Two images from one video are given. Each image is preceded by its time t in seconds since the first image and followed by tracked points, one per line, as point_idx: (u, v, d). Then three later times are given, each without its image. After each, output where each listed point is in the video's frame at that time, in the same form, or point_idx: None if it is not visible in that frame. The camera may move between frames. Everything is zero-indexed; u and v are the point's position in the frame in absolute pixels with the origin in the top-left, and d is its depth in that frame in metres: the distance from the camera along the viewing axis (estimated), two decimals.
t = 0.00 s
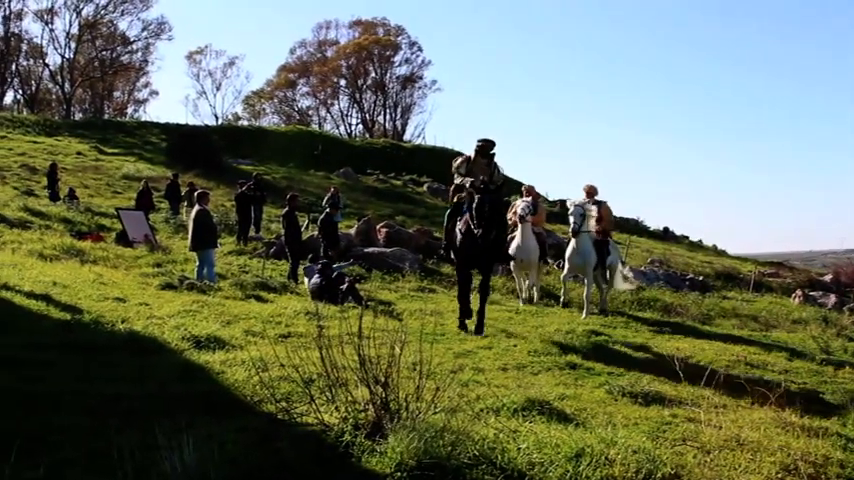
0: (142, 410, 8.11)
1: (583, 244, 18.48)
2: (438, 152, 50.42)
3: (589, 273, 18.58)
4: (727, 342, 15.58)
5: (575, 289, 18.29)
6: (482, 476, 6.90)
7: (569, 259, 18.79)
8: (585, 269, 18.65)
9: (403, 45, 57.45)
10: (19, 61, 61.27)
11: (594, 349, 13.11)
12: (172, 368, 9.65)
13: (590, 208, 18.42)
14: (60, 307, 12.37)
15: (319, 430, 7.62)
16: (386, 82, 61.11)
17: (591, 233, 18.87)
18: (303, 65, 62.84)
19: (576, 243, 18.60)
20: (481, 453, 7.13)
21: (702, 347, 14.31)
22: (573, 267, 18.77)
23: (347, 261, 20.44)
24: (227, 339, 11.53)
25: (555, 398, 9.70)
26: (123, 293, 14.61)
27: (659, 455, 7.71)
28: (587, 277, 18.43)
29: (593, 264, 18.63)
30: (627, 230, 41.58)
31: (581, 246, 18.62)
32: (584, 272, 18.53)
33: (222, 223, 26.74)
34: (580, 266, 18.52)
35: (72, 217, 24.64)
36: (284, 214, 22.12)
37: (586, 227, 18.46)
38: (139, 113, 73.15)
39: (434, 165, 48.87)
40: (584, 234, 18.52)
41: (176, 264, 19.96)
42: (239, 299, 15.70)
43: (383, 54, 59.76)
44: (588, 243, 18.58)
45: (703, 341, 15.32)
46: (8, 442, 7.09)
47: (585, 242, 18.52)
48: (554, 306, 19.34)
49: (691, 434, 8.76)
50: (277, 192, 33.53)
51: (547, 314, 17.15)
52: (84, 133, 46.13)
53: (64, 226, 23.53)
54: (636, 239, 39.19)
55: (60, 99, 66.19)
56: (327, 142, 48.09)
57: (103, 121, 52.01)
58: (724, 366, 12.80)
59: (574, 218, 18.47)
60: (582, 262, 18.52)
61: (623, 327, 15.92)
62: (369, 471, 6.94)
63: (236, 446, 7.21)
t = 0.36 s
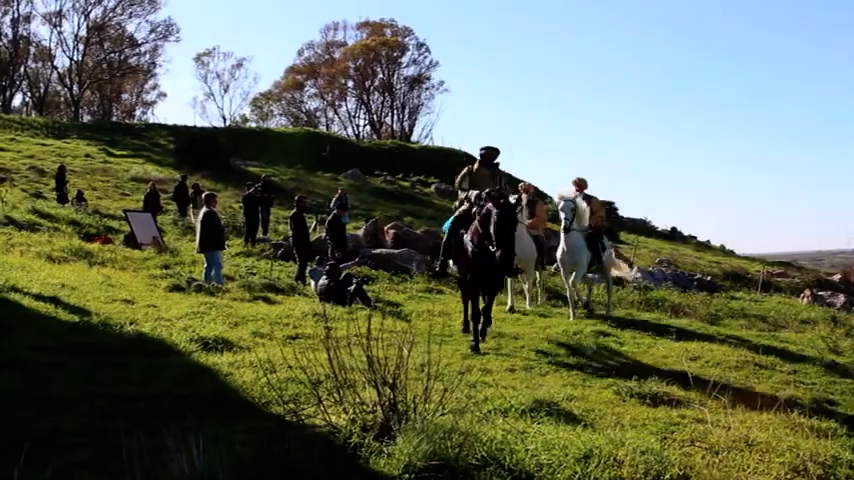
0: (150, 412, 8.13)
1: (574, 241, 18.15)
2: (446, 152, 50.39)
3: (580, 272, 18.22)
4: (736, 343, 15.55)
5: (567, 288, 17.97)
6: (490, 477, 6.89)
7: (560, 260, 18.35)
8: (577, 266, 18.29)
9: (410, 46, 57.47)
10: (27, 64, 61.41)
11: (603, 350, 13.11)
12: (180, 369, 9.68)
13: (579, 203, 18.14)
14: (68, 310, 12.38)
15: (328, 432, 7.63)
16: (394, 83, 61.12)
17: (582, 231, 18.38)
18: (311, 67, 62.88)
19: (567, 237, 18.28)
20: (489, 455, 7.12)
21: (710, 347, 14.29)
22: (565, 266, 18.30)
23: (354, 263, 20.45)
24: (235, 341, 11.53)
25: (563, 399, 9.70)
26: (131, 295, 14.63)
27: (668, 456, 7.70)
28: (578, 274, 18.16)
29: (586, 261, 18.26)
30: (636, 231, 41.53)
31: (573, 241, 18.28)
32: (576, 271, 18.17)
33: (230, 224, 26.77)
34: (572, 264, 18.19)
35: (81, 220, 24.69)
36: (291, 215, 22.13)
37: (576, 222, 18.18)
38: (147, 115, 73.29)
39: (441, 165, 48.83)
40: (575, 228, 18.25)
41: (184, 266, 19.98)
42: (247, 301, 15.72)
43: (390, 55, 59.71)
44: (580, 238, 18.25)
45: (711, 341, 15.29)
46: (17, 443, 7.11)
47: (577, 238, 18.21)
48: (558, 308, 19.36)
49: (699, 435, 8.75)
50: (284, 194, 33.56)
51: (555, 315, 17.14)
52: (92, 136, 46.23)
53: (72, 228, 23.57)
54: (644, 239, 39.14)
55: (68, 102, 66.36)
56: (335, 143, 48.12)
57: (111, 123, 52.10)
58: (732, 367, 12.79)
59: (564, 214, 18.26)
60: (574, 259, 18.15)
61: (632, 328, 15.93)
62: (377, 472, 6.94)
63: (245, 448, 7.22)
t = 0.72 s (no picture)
0: (150, 412, 8.12)
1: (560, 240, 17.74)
2: (445, 152, 50.39)
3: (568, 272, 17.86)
4: (735, 342, 15.54)
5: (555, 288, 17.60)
6: (489, 476, 6.88)
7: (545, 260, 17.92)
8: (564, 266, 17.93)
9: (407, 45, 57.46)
10: (24, 64, 61.38)
11: (601, 349, 13.10)
12: (179, 370, 9.68)
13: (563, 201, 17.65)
14: (66, 310, 12.38)
15: (327, 432, 7.62)
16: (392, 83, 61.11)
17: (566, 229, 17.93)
18: (309, 67, 62.87)
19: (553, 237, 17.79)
20: (488, 454, 7.11)
21: (709, 346, 14.28)
22: (550, 267, 17.83)
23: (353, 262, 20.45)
24: (234, 341, 11.54)
25: (562, 398, 9.70)
26: (129, 296, 14.63)
27: (668, 455, 7.71)
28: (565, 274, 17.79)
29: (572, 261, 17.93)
30: (635, 230, 41.52)
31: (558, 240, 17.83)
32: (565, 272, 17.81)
33: (228, 225, 26.75)
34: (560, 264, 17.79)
35: (79, 220, 24.67)
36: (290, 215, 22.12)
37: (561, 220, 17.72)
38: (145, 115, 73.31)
39: (440, 165, 48.83)
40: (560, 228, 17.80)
41: (182, 266, 19.96)
42: (245, 301, 15.72)
43: (388, 54, 59.70)
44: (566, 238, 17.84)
45: (710, 340, 15.29)
46: (17, 444, 7.11)
47: (562, 238, 17.78)
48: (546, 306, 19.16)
49: (698, 434, 8.75)
50: (282, 194, 33.56)
51: (554, 314, 17.13)
52: (90, 136, 46.21)
53: (70, 228, 23.57)
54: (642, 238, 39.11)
55: (66, 103, 66.36)
56: (332, 143, 48.11)
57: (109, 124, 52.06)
58: (731, 366, 12.79)
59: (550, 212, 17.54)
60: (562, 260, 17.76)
61: (631, 327, 15.93)
62: (377, 473, 6.94)
63: (244, 449, 7.22)
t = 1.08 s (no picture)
0: (150, 412, 8.12)
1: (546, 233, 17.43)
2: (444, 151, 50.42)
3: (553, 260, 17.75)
4: (734, 341, 15.53)
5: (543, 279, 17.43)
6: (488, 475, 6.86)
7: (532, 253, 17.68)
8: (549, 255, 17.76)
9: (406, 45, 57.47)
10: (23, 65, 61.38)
11: (601, 348, 13.09)
12: (178, 370, 9.68)
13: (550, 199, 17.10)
14: (66, 310, 12.38)
15: (327, 432, 7.62)
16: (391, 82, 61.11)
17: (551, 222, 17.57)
18: (307, 67, 62.87)
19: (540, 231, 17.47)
20: (487, 454, 7.10)
21: (708, 346, 14.28)
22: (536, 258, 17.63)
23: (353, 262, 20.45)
24: (233, 341, 11.54)
25: (562, 398, 9.70)
26: (128, 296, 14.62)
27: (668, 455, 7.70)
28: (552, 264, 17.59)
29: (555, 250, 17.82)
30: (634, 229, 41.53)
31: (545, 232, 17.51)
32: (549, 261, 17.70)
33: (227, 225, 26.74)
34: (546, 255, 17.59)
35: (77, 220, 24.66)
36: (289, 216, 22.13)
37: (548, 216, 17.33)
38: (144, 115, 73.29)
39: (439, 164, 48.85)
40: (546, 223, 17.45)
41: (182, 266, 19.96)
42: (245, 301, 15.71)
43: (387, 54, 59.73)
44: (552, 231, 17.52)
45: (709, 340, 15.29)
46: (16, 443, 7.11)
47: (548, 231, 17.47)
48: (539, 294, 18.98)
49: (698, 433, 8.74)
50: (281, 194, 33.56)
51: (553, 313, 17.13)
52: (89, 136, 46.20)
53: (69, 229, 23.57)
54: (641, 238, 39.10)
55: (65, 103, 66.35)
56: (331, 143, 48.11)
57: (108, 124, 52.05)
58: (730, 366, 12.78)
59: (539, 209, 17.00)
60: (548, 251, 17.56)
61: (631, 327, 15.92)
62: (376, 472, 6.93)
63: (244, 448, 7.22)
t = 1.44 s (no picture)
0: (149, 412, 8.13)
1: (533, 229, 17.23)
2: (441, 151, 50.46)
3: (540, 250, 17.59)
4: (732, 341, 15.55)
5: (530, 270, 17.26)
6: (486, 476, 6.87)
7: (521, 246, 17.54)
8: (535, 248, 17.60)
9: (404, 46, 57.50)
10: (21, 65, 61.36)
11: (598, 349, 13.09)
12: (176, 370, 9.68)
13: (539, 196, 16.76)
14: (64, 311, 12.38)
15: (325, 433, 7.62)
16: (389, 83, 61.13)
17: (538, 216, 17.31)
18: (305, 67, 62.87)
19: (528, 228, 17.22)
20: (486, 454, 7.11)
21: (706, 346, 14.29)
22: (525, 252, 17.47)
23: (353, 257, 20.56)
24: (232, 342, 11.54)
25: (560, 398, 9.71)
26: (126, 297, 14.63)
27: (666, 455, 7.70)
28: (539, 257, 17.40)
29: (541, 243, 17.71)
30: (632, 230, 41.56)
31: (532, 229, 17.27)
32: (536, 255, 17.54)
33: (225, 225, 26.74)
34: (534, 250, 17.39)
35: (75, 221, 24.65)
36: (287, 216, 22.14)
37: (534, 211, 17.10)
38: (142, 116, 73.21)
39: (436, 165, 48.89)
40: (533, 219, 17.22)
41: (179, 267, 19.96)
42: (243, 302, 15.72)
43: (384, 55, 59.74)
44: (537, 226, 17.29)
45: (707, 340, 15.31)
46: (15, 443, 7.10)
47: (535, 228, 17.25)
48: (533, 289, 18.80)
49: (696, 434, 8.75)
50: (279, 195, 33.57)
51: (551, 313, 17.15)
52: (87, 137, 46.18)
53: (67, 229, 23.56)
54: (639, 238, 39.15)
55: (63, 104, 66.32)
56: (329, 143, 48.15)
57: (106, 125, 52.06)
58: (727, 366, 12.79)
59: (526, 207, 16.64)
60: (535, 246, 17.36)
61: (628, 327, 15.93)
62: (375, 473, 6.93)
63: (243, 449, 7.22)
